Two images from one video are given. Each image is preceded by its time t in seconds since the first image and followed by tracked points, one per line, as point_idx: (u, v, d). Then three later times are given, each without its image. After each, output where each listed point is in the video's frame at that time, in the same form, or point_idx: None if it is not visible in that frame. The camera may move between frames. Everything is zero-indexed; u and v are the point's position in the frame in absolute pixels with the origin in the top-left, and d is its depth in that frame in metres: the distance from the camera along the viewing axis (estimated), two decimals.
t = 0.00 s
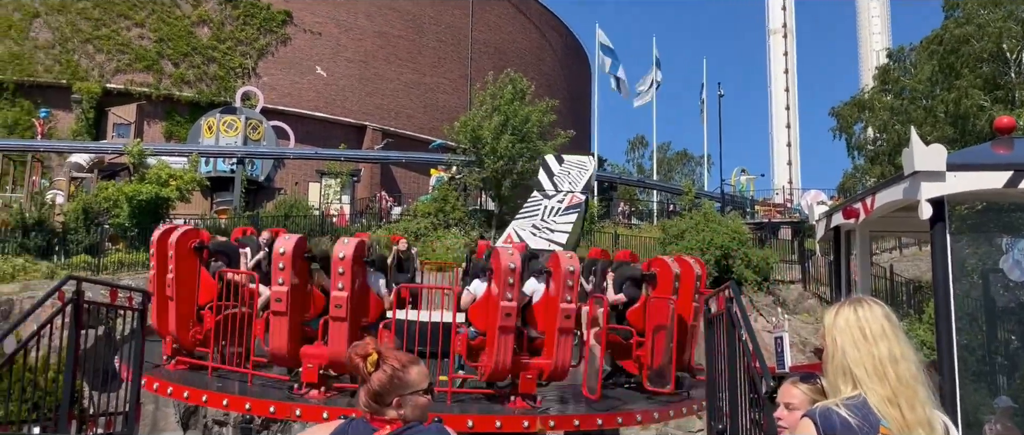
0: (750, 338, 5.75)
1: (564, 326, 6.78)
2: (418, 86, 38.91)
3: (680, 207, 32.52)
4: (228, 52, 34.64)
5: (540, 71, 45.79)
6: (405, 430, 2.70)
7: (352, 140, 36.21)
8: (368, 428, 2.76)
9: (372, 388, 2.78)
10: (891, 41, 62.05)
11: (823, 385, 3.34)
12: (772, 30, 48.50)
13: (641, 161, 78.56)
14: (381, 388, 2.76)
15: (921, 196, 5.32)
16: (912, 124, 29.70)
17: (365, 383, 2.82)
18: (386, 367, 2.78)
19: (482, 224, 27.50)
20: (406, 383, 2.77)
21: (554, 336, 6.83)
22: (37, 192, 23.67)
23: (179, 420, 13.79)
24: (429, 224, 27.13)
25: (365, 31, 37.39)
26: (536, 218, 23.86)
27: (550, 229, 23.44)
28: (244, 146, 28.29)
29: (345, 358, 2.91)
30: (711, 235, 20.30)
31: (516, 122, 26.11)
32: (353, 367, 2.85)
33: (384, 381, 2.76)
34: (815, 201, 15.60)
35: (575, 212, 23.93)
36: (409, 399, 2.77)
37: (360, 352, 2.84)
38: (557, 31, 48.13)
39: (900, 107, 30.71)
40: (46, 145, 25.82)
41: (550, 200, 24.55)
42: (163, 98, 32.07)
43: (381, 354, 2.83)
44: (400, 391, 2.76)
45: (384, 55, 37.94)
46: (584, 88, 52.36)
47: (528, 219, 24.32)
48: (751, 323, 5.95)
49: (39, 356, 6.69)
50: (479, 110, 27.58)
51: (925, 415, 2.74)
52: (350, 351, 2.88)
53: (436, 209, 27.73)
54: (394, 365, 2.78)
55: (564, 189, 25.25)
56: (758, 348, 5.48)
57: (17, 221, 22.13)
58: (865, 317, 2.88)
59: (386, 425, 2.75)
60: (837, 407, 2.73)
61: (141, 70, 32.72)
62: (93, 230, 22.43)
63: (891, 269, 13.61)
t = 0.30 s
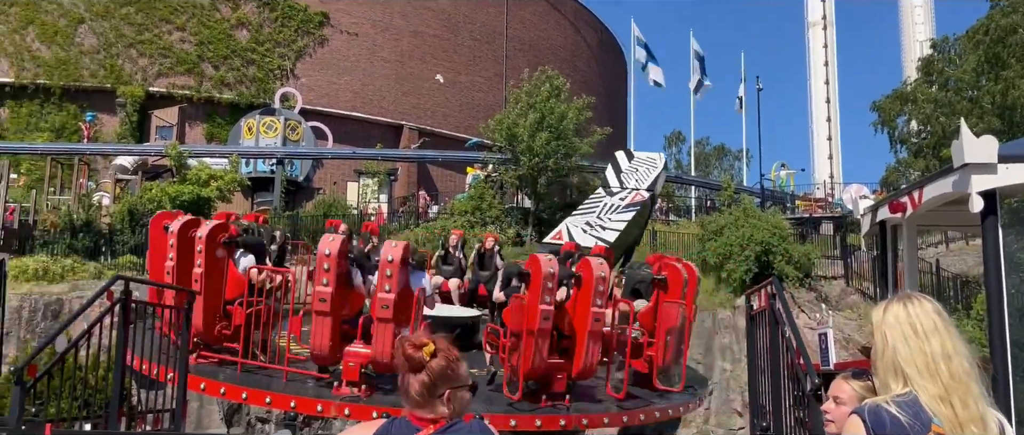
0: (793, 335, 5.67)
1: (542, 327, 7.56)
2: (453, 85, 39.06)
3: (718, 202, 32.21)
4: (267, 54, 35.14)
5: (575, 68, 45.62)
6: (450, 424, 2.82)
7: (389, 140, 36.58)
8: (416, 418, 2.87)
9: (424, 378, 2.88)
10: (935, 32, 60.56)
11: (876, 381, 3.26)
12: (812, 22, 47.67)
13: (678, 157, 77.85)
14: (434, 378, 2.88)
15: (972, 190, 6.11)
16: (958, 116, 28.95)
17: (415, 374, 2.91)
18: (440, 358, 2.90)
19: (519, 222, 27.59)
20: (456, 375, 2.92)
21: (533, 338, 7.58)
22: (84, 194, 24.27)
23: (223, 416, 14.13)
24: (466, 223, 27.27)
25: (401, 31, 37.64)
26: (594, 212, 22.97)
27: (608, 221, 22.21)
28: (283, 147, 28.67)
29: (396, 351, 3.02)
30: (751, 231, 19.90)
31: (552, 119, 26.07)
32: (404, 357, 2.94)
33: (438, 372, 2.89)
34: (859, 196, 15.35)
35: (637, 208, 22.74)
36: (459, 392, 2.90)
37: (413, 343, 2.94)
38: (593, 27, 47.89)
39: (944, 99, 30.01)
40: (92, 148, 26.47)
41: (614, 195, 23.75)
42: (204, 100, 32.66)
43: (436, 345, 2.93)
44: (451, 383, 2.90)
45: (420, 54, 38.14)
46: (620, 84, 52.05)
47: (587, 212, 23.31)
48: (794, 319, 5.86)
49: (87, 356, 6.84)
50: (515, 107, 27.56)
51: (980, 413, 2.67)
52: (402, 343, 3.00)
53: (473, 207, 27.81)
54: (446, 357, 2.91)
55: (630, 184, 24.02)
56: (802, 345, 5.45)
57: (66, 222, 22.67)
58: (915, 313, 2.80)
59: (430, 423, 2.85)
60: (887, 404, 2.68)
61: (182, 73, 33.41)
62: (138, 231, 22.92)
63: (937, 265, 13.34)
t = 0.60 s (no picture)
0: (838, 332, 5.54)
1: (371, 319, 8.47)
2: (489, 83, 39.10)
3: (756, 198, 31.83)
4: (305, 55, 35.55)
5: (611, 64, 45.32)
6: (491, 422, 2.90)
7: (426, 139, 37.18)
8: (465, 415, 2.94)
9: (470, 374, 2.94)
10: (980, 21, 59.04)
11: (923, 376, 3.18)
12: (852, 13, 46.78)
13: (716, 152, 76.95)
14: (479, 382, 2.93)
15: None
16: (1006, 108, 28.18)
17: (462, 373, 2.96)
18: (488, 355, 2.96)
19: (556, 219, 27.65)
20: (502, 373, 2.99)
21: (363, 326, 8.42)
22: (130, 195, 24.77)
23: (266, 413, 14.39)
24: (503, 220, 27.33)
25: (437, 30, 37.79)
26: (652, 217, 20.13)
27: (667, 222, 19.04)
28: (322, 147, 28.97)
29: (444, 347, 3.07)
30: (792, 226, 19.65)
31: (589, 116, 25.95)
32: (454, 356, 2.98)
33: (486, 368, 2.95)
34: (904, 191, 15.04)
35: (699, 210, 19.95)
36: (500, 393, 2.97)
37: (466, 343, 2.98)
38: (629, 23, 47.51)
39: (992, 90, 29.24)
40: (137, 150, 27.02)
41: (677, 194, 21.02)
42: (244, 102, 33.68)
43: (488, 346, 2.98)
44: (496, 381, 2.97)
45: (456, 53, 38.25)
46: (657, 79, 51.59)
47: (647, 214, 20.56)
48: (838, 315, 5.72)
49: (134, 353, 6.98)
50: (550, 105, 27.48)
51: None
52: (451, 340, 3.05)
53: (509, 205, 27.84)
54: (494, 355, 2.98)
55: (698, 182, 21.24)
56: (845, 342, 5.36)
57: (113, 223, 23.10)
58: (956, 306, 2.72)
59: (472, 419, 2.94)
60: (930, 400, 2.62)
61: (223, 75, 33.99)
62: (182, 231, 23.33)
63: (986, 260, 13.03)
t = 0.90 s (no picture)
0: (876, 329, 5.45)
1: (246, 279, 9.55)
2: (518, 83, 39.10)
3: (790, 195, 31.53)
4: (334, 57, 35.90)
5: (641, 62, 45.03)
6: (523, 422, 2.89)
7: (456, 139, 37.25)
8: (497, 416, 2.93)
9: (498, 374, 2.94)
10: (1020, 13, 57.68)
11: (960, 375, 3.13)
12: (886, 7, 46.04)
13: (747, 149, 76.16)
14: (507, 382, 2.93)
15: None
16: None
17: (492, 374, 2.96)
18: (514, 356, 2.96)
19: (586, 218, 27.71)
20: (529, 372, 2.98)
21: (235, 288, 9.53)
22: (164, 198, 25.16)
23: (301, 413, 14.57)
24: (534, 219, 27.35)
25: (465, 30, 37.88)
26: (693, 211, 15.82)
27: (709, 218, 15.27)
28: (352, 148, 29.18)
29: (471, 353, 3.07)
30: (825, 223, 19.40)
31: (617, 114, 25.84)
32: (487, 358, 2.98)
33: (514, 368, 2.95)
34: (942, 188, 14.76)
35: (756, 211, 15.36)
36: (531, 395, 2.97)
37: (501, 346, 2.98)
38: (658, 20, 47.15)
39: None
40: (170, 153, 27.39)
41: (732, 193, 15.97)
42: (275, 104, 34.04)
43: (522, 349, 2.99)
44: (523, 381, 2.96)
45: (485, 53, 38.30)
46: (686, 76, 51.19)
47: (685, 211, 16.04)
48: (875, 312, 5.64)
49: (169, 353, 7.08)
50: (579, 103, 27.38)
51: None
52: (479, 346, 3.04)
53: (538, 204, 28.14)
54: (522, 355, 2.98)
55: (760, 182, 15.93)
56: (882, 340, 5.26)
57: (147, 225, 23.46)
58: (989, 304, 2.69)
59: (502, 419, 2.92)
60: (965, 399, 2.59)
61: (254, 78, 34.36)
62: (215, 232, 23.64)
63: None
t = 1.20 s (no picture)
0: (901, 330, 5.39)
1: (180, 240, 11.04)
2: (538, 83, 39.07)
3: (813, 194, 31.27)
4: (355, 60, 36.16)
5: (661, 61, 44.84)
6: (545, 426, 2.88)
7: (476, 141, 37.34)
8: (523, 420, 2.93)
9: (520, 374, 2.95)
10: None
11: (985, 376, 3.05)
12: (909, 4, 45.49)
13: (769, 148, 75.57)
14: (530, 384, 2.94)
15: None
16: None
17: (515, 375, 2.95)
18: (534, 353, 2.95)
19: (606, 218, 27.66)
20: (550, 369, 2.98)
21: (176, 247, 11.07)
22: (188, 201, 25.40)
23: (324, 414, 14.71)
24: (555, 220, 27.34)
25: (484, 32, 37.95)
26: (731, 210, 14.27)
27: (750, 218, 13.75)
28: (372, 151, 29.32)
29: (491, 352, 3.05)
30: (848, 224, 19.26)
31: (637, 114, 25.78)
32: (511, 358, 2.97)
33: (534, 367, 2.94)
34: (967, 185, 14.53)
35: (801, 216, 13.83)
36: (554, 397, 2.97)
37: (526, 346, 2.97)
38: (678, 19, 46.91)
39: None
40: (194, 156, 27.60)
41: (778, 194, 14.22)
42: (296, 107, 34.30)
43: (547, 349, 2.98)
44: (544, 378, 2.96)
45: (504, 54, 38.33)
46: (707, 75, 50.88)
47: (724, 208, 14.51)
48: (900, 313, 5.57)
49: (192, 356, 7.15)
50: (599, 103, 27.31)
51: None
52: (499, 346, 3.03)
53: (559, 205, 27.81)
54: (543, 352, 2.96)
55: (810, 184, 14.15)
56: (908, 342, 5.24)
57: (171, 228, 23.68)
58: (1009, 305, 2.62)
59: (524, 426, 2.92)
60: (986, 402, 2.55)
61: (275, 81, 34.64)
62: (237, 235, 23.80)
63: None
